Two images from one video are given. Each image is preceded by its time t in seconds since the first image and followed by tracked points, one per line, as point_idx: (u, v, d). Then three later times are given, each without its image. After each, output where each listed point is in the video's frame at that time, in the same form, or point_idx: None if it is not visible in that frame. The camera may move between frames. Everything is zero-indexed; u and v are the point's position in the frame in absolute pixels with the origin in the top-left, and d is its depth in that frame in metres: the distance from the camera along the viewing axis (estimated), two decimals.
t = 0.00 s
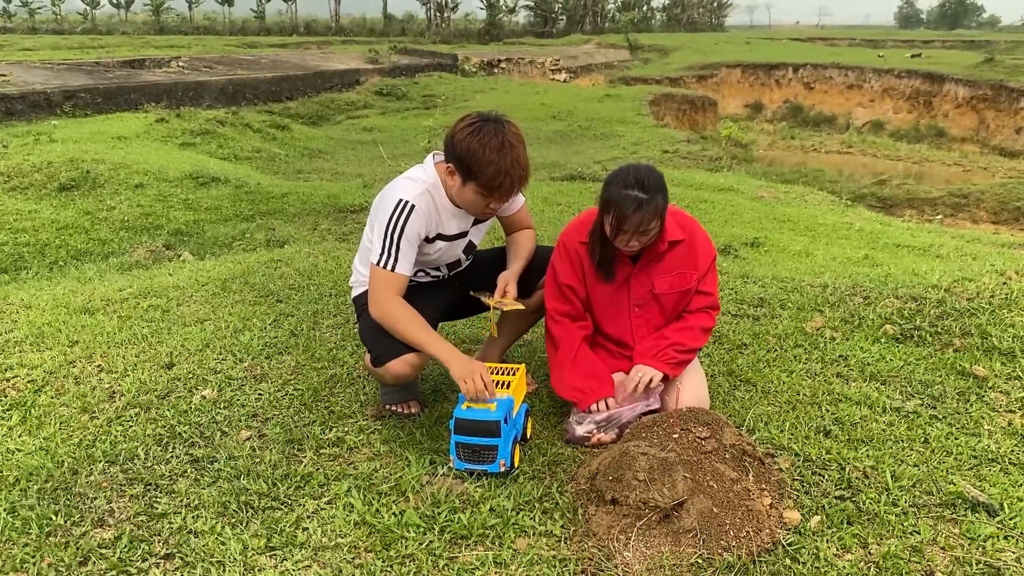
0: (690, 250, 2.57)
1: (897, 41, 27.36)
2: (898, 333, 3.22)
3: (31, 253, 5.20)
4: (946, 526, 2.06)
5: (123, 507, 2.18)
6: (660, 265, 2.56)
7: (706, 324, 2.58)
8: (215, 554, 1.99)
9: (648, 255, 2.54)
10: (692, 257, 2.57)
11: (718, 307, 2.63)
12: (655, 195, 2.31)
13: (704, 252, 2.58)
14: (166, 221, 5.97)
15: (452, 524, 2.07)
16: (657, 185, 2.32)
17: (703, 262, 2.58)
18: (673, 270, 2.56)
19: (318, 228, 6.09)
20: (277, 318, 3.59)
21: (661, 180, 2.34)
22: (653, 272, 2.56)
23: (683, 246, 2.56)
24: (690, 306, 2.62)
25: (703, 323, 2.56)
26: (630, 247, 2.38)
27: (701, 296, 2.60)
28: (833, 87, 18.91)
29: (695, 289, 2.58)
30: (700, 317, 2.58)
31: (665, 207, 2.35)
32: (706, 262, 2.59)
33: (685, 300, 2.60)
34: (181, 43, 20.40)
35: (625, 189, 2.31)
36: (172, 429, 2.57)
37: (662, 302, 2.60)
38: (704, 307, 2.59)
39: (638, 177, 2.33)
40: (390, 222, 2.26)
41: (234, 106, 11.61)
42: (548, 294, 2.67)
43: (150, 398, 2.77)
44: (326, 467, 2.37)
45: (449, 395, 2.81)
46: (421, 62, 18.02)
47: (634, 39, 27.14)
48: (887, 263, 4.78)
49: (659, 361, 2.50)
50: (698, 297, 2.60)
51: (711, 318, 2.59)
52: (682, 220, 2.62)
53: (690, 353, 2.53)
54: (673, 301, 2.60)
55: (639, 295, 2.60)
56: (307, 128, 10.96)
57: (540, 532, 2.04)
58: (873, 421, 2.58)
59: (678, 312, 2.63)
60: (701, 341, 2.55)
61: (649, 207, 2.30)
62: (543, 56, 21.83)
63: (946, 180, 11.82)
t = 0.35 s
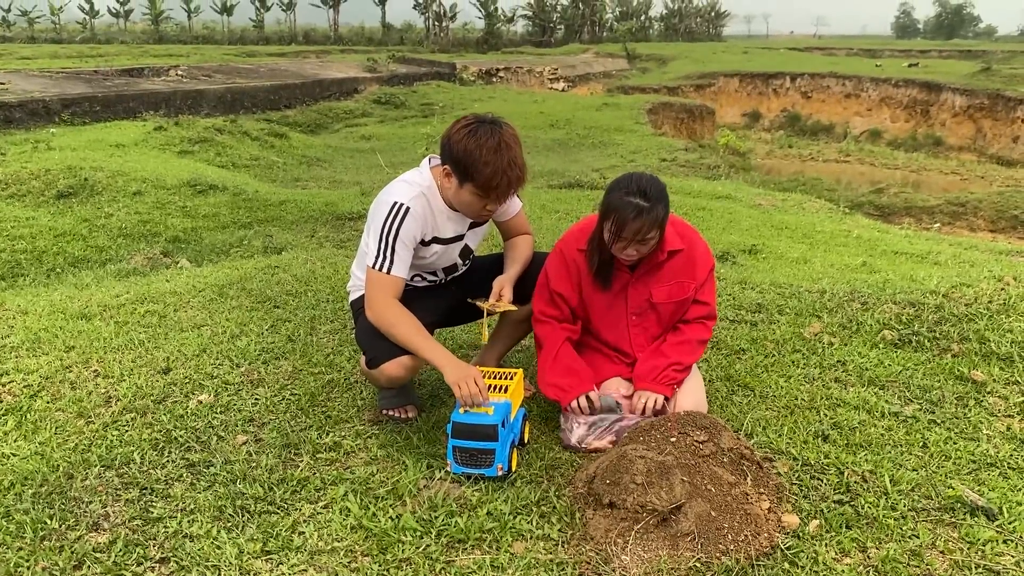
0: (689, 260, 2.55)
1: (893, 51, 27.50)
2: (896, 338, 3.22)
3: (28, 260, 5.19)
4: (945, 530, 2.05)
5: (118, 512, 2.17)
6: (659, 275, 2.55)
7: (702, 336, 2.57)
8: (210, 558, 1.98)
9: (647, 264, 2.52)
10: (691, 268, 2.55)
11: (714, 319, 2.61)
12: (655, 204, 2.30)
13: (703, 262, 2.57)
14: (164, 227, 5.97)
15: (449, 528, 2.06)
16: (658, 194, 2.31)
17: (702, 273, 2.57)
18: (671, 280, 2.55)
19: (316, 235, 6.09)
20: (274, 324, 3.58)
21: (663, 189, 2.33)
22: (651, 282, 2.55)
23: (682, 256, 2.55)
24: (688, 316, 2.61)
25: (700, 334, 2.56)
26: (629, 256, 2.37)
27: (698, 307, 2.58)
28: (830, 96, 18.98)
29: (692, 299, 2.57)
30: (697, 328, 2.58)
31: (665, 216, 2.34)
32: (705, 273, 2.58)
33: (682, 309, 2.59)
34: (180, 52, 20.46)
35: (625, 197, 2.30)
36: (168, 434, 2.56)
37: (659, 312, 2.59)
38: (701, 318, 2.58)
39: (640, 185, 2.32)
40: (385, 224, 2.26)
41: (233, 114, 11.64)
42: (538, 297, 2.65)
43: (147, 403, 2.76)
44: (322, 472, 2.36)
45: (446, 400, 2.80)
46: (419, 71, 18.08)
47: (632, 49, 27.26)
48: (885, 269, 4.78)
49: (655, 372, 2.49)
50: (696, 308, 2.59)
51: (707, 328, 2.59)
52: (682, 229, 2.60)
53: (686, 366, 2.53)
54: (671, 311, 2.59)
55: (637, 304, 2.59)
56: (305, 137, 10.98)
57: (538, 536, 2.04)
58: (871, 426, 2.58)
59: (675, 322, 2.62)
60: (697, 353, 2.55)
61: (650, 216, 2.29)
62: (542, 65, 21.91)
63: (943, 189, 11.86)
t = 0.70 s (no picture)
0: (689, 278, 2.46)
1: (895, 68, 27.60)
2: (900, 349, 3.16)
3: (27, 272, 5.17)
4: (952, 546, 1.99)
5: (104, 525, 2.11)
6: (656, 291, 2.46)
7: (699, 355, 2.48)
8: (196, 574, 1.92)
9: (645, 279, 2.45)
10: (691, 286, 2.47)
11: (712, 339, 2.52)
12: (654, 217, 2.25)
13: (703, 280, 2.48)
14: (164, 240, 5.95)
15: (442, 543, 2.00)
16: (657, 208, 2.26)
17: (702, 291, 2.47)
18: (670, 298, 2.46)
19: (316, 248, 6.06)
20: (269, 335, 3.54)
21: (662, 203, 2.28)
22: (649, 297, 2.47)
23: (682, 274, 2.46)
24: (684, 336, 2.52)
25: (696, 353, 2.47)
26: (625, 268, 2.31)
27: (696, 326, 2.49)
28: (832, 112, 18.99)
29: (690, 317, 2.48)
30: (693, 347, 2.49)
31: (664, 230, 2.29)
32: (705, 291, 2.49)
33: (678, 327, 2.50)
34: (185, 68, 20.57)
35: (623, 208, 2.25)
36: (158, 446, 2.50)
37: (656, 328, 2.51)
38: (698, 337, 2.50)
39: (639, 198, 2.27)
40: (380, 230, 2.23)
41: (236, 129, 11.67)
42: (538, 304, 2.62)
43: (137, 415, 2.71)
44: (314, 485, 2.30)
45: (442, 412, 2.74)
46: (422, 86, 18.15)
47: (635, 65, 27.38)
48: (888, 281, 4.73)
49: (646, 388, 2.41)
50: (695, 327, 2.50)
51: (705, 348, 2.50)
52: (684, 246, 2.52)
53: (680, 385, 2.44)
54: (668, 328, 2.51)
55: (633, 320, 2.51)
56: (308, 151, 11.00)
57: (533, 552, 1.97)
58: (875, 438, 2.52)
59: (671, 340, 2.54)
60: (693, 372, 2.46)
61: (646, 228, 2.24)
62: (544, 81, 21.99)
63: (945, 204, 11.83)
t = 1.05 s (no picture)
0: (691, 292, 2.32)
1: (899, 92, 27.64)
2: (914, 368, 3.01)
3: (15, 292, 5.06)
4: None
5: (60, 551, 1.97)
6: (657, 306, 2.32)
7: (700, 373, 2.35)
8: None
9: (644, 293, 2.30)
10: (692, 301, 2.32)
11: (714, 355, 2.39)
12: (653, 231, 2.12)
13: (706, 294, 2.34)
14: (158, 260, 5.85)
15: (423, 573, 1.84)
16: (656, 221, 2.12)
17: (704, 305, 2.33)
18: (670, 313, 2.32)
19: (311, 267, 5.95)
20: (253, 352, 3.40)
21: (662, 214, 2.15)
22: (648, 313, 2.33)
23: (683, 287, 2.31)
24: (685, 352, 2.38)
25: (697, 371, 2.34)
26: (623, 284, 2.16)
27: (698, 342, 2.36)
28: (837, 135, 18.91)
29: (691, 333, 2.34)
30: (694, 364, 2.36)
31: (664, 245, 2.16)
32: (707, 305, 2.35)
33: (679, 344, 2.37)
34: (190, 92, 20.67)
35: (620, 221, 2.12)
36: (127, 467, 2.37)
37: (655, 345, 2.37)
38: (700, 354, 2.36)
39: (638, 210, 2.14)
40: (361, 236, 2.12)
41: (238, 151, 11.65)
42: (528, 321, 2.41)
43: (107, 434, 2.58)
44: (289, 509, 2.15)
45: (430, 432, 2.60)
46: (426, 110, 18.19)
47: (639, 90, 27.46)
48: (899, 300, 4.58)
49: (643, 409, 2.28)
50: (695, 343, 2.36)
51: (707, 365, 2.37)
52: (685, 258, 2.37)
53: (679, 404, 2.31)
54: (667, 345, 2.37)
55: (632, 336, 2.37)
56: (309, 173, 10.95)
57: None
58: (890, 461, 2.36)
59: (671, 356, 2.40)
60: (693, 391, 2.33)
61: (645, 243, 2.10)
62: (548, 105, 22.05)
63: (954, 226, 11.71)
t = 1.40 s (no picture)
0: (682, 242, 2.15)
1: (907, 120, 27.63)
2: (923, 343, 2.85)
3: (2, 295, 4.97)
4: (994, 534, 1.66)
5: None
6: (647, 259, 2.14)
7: (694, 330, 2.19)
8: (86, 556, 1.61)
9: (633, 246, 2.12)
10: (684, 251, 2.15)
11: (709, 310, 2.22)
12: (637, 179, 1.91)
13: (698, 243, 2.17)
14: (151, 267, 5.77)
15: (384, 526, 1.69)
16: (640, 168, 1.91)
17: (697, 256, 2.16)
18: (662, 265, 2.15)
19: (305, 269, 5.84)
20: (229, 331, 3.27)
21: (647, 161, 1.93)
22: (638, 267, 2.15)
23: (674, 237, 2.14)
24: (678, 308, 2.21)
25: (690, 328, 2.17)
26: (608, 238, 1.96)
27: (691, 297, 2.19)
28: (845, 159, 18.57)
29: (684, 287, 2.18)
30: (688, 321, 2.19)
31: (650, 194, 1.95)
32: (700, 256, 2.18)
33: (671, 300, 2.20)
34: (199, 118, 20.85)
35: (600, 169, 1.91)
36: (80, 430, 2.23)
37: (646, 302, 2.19)
38: (693, 309, 2.20)
39: (619, 156, 1.92)
40: (329, 176, 2.01)
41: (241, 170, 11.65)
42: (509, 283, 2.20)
43: (65, 401, 2.44)
44: (248, 468, 2.01)
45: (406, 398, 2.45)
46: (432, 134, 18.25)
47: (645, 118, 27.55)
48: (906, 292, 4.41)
49: (634, 371, 2.11)
50: (688, 297, 2.20)
51: (701, 322, 2.20)
52: (675, 205, 2.20)
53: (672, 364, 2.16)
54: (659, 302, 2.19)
55: (621, 293, 2.18)
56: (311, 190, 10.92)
57: (491, 535, 1.66)
58: (898, 426, 2.20)
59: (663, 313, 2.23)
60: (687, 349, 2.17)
61: (629, 192, 1.90)
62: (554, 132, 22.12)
63: (964, 248, 11.53)
